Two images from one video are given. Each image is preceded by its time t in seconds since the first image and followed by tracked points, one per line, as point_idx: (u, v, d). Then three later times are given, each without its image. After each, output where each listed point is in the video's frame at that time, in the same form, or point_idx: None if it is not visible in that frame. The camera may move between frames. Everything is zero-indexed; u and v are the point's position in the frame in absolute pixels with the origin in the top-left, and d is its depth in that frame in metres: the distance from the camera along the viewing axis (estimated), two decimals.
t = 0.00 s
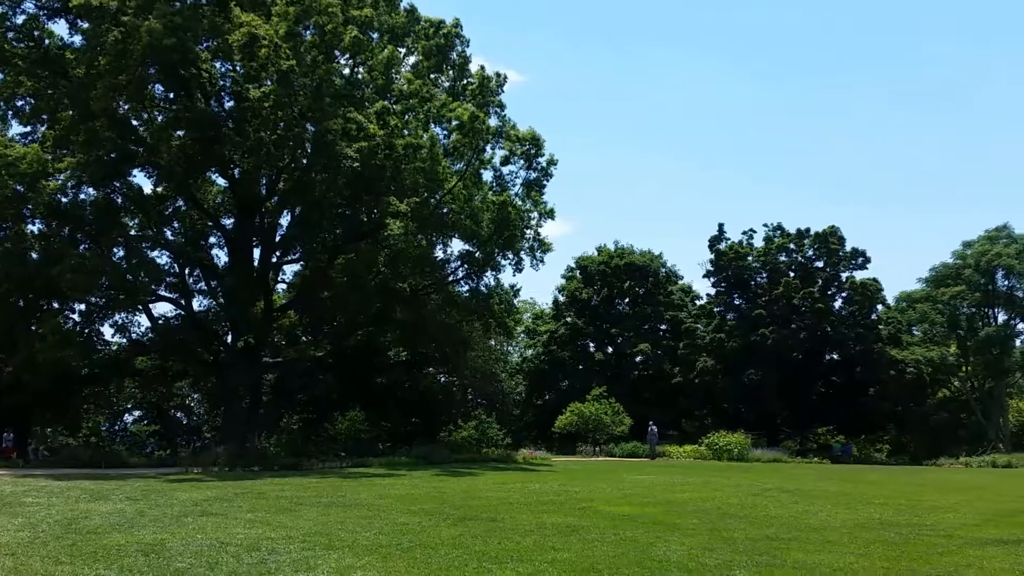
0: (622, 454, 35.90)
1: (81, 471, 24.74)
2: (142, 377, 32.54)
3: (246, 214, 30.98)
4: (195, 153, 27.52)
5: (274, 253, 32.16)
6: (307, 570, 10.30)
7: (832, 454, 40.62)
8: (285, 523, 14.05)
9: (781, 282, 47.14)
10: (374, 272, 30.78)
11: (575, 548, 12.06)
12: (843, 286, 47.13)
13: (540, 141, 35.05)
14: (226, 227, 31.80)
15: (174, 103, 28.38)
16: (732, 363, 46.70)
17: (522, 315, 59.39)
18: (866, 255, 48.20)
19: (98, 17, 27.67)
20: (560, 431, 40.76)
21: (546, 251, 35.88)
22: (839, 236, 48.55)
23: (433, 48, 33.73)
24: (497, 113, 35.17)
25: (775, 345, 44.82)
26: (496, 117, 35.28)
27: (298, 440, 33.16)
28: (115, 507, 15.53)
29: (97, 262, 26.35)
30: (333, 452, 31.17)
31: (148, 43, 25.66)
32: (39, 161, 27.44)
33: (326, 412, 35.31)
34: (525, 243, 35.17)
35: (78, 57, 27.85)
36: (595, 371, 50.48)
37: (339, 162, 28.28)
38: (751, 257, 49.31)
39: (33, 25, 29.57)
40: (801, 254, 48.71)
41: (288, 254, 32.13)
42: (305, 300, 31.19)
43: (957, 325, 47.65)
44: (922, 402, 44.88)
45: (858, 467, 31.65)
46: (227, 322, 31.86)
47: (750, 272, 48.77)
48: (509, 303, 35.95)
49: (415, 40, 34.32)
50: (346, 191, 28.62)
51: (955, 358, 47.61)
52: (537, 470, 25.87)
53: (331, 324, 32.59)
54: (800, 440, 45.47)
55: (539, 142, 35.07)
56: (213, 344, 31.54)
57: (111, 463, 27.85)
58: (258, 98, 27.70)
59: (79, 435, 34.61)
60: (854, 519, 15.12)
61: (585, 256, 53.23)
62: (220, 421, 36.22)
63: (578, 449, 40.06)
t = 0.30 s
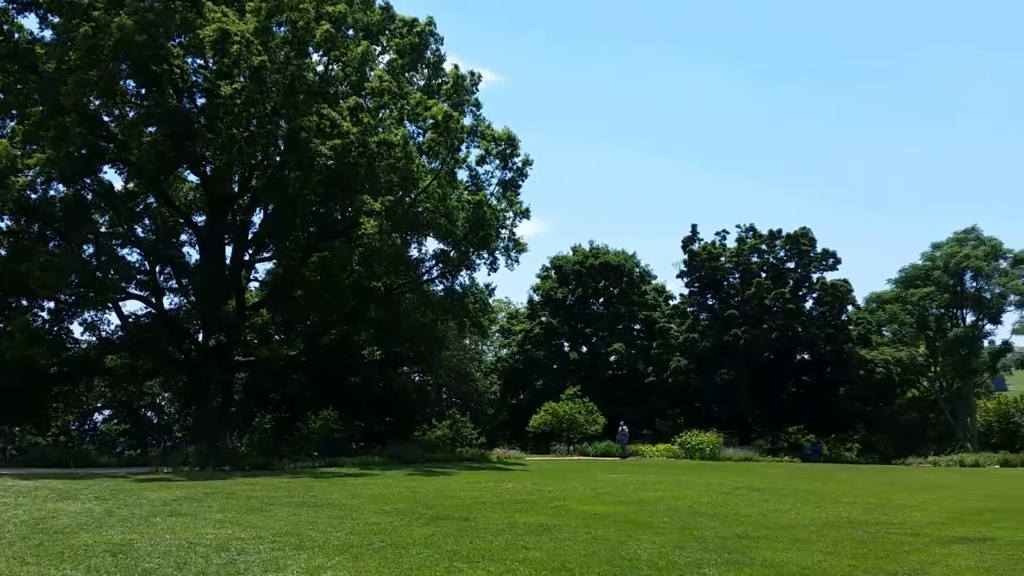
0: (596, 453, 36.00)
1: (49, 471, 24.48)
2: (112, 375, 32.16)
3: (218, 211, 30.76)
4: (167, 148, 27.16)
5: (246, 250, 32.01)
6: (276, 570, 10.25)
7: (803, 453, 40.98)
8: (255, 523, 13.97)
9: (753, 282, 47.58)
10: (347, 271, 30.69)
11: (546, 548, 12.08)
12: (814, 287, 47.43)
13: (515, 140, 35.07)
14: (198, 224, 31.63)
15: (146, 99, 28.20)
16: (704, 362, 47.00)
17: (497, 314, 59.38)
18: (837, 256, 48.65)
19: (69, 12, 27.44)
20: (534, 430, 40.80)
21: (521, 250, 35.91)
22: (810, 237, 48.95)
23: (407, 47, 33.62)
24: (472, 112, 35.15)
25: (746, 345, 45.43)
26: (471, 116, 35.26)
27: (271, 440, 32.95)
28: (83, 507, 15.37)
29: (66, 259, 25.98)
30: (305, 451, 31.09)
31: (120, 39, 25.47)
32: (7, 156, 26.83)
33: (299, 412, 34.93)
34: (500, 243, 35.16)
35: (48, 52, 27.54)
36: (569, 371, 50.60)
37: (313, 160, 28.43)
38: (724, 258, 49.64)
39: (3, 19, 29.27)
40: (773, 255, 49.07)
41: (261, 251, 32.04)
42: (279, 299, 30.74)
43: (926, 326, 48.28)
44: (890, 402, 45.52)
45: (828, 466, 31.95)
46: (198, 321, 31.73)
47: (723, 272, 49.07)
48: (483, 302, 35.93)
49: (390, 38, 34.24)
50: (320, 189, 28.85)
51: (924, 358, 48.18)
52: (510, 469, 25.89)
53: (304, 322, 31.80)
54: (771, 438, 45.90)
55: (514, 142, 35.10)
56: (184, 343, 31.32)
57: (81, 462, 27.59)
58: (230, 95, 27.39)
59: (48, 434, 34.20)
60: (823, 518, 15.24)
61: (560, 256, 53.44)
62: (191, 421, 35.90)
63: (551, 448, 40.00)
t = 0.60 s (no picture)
0: (580, 453, 36.08)
1: (30, 471, 24.34)
2: (93, 375, 31.76)
3: (201, 209, 30.57)
4: (149, 147, 26.80)
5: (229, 249, 31.87)
6: (259, 571, 10.21)
7: (786, 452, 41.23)
8: (238, 523, 13.90)
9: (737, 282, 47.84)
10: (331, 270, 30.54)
11: (530, 547, 12.10)
12: (796, 287, 47.69)
13: (500, 140, 35.10)
14: (181, 223, 31.51)
15: (129, 97, 28.09)
16: (688, 362, 47.12)
17: (482, 313, 59.35)
18: (819, 257, 48.94)
19: (51, 9, 27.30)
20: (518, 430, 40.79)
21: (507, 250, 35.93)
22: (793, 238, 49.18)
23: (392, 45, 33.70)
24: (457, 111, 35.15)
25: (729, 345, 45.55)
26: (456, 115, 35.27)
27: (254, 440, 32.86)
28: (63, 507, 15.24)
29: (47, 258, 25.76)
30: (288, 451, 31.05)
31: (101, 38, 25.42)
32: None
33: (282, 413, 34.78)
34: (485, 243, 35.16)
35: (30, 48, 27.33)
36: (554, 371, 50.71)
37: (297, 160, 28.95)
38: (707, 258, 49.89)
39: None
40: (756, 255, 49.30)
41: (244, 250, 31.91)
42: (262, 298, 30.59)
43: (907, 326, 48.62)
44: (874, 403, 45.98)
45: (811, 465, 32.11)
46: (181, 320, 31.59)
47: (707, 272, 49.28)
48: (468, 302, 35.97)
49: (374, 36, 34.23)
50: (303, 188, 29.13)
51: (906, 358, 48.53)
52: (496, 469, 25.86)
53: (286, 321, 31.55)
54: (754, 438, 46.06)
55: (499, 142, 35.13)
56: (166, 342, 31.13)
57: (62, 462, 27.41)
58: (213, 93, 27.26)
59: (29, 434, 33.89)
60: (806, 517, 15.30)
61: (545, 256, 53.64)
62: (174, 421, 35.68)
63: (536, 448, 39.95)
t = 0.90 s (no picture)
0: (553, 452, 36.13)
1: None
2: (60, 376, 31.37)
3: (170, 207, 30.26)
4: (117, 145, 26.44)
5: (198, 249, 31.65)
6: (229, 573, 10.14)
7: (755, 450, 41.60)
8: (208, 525, 13.79)
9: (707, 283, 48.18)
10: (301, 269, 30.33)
11: (504, 547, 12.10)
12: (765, 287, 48.14)
13: (472, 140, 35.07)
14: (149, 221, 31.23)
15: (96, 94, 27.74)
16: (660, 361, 47.38)
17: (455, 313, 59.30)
18: (788, 257, 49.41)
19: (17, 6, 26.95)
20: (491, 429, 40.78)
21: (480, 251, 35.92)
22: (762, 238, 49.57)
23: (364, 45, 33.42)
24: (429, 110, 35.06)
25: (701, 344, 45.80)
26: (429, 114, 35.20)
27: (225, 440, 32.70)
28: (29, 510, 15.04)
29: (13, 256, 25.38)
30: (258, 451, 30.88)
31: (67, 35, 25.18)
32: None
33: (252, 414, 34.57)
34: (458, 243, 35.13)
35: None
36: (527, 371, 50.78)
37: (268, 158, 28.77)
38: (679, 258, 50.15)
39: None
40: (727, 256, 49.65)
41: (213, 249, 31.67)
42: (233, 298, 30.45)
43: (875, 326, 49.23)
44: (842, 402, 46.63)
45: (782, 463, 32.38)
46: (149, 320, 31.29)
47: (679, 273, 49.62)
48: (441, 302, 35.92)
49: (346, 35, 34.14)
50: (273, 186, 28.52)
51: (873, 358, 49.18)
52: (469, 469, 25.85)
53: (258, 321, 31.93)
54: (725, 437, 46.43)
55: (471, 141, 35.11)
56: (134, 342, 30.78)
57: (28, 463, 27.05)
58: (181, 91, 27.01)
59: None
60: (776, 515, 15.44)
61: (518, 256, 53.61)
62: (142, 422, 35.30)
63: (509, 448, 39.97)
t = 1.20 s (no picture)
0: (517, 451, 36.18)
1: None
2: (15, 374, 30.80)
3: (129, 203, 29.81)
4: (76, 141, 25.96)
5: (158, 246, 31.26)
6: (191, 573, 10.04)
7: (716, 448, 42.05)
8: (169, 526, 13.63)
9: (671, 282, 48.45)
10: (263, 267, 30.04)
11: (468, 546, 12.11)
12: (727, 287, 48.63)
13: (437, 137, 35.01)
14: (107, 218, 30.75)
15: (54, 88, 27.24)
16: (623, 360, 47.64)
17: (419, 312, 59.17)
18: (749, 258, 49.95)
19: None
20: (454, 428, 40.74)
21: (445, 249, 35.88)
22: (724, 239, 50.04)
23: (329, 41, 33.58)
24: (394, 108, 34.94)
25: (664, 343, 46.05)
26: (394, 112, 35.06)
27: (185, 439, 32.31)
28: None
29: None
30: (220, 450, 30.57)
31: (22, 28, 24.80)
32: None
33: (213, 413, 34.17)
34: (423, 241, 35.06)
35: None
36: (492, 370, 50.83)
37: (228, 151, 27.67)
38: (643, 258, 50.42)
39: None
40: (690, 256, 50.02)
41: (173, 246, 31.27)
42: (193, 296, 30.02)
43: (832, 325, 50.04)
44: (800, 400, 47.48)
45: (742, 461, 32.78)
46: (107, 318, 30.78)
47: (642, 272, 49.89)
48: (406, 301, 35.84)
49: (310, 31, 33.97)
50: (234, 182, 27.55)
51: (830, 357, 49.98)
52: (433, 467, 25.83)
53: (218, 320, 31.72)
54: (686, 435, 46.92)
55: (436, 139, 35.05)
56: (92, 341, 30.28)
57: None
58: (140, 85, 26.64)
59: None
60: (737, 512, 15.62)
61: (483, 255, 53.40)
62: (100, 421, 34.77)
63: (474, 446, 40.01)
